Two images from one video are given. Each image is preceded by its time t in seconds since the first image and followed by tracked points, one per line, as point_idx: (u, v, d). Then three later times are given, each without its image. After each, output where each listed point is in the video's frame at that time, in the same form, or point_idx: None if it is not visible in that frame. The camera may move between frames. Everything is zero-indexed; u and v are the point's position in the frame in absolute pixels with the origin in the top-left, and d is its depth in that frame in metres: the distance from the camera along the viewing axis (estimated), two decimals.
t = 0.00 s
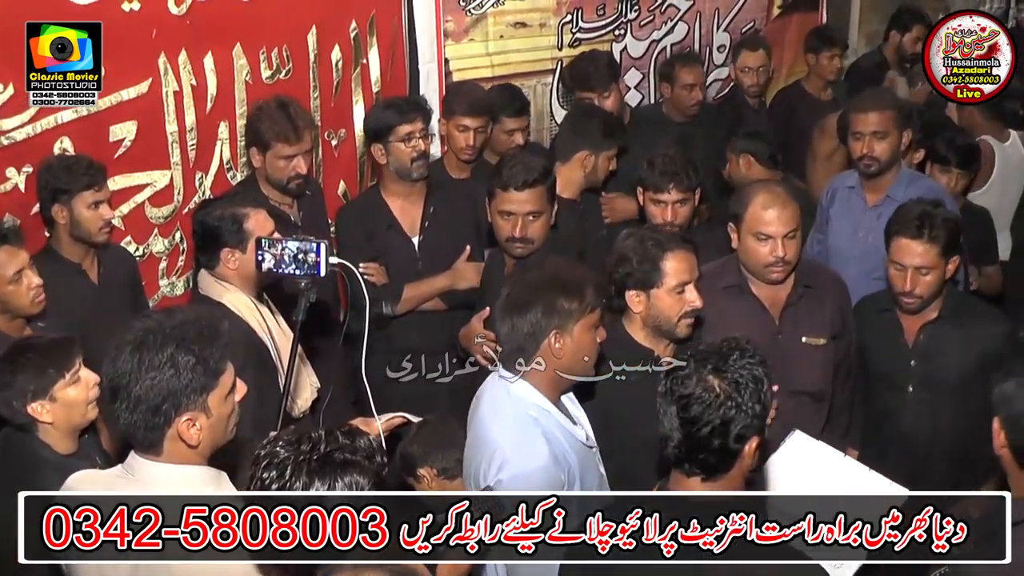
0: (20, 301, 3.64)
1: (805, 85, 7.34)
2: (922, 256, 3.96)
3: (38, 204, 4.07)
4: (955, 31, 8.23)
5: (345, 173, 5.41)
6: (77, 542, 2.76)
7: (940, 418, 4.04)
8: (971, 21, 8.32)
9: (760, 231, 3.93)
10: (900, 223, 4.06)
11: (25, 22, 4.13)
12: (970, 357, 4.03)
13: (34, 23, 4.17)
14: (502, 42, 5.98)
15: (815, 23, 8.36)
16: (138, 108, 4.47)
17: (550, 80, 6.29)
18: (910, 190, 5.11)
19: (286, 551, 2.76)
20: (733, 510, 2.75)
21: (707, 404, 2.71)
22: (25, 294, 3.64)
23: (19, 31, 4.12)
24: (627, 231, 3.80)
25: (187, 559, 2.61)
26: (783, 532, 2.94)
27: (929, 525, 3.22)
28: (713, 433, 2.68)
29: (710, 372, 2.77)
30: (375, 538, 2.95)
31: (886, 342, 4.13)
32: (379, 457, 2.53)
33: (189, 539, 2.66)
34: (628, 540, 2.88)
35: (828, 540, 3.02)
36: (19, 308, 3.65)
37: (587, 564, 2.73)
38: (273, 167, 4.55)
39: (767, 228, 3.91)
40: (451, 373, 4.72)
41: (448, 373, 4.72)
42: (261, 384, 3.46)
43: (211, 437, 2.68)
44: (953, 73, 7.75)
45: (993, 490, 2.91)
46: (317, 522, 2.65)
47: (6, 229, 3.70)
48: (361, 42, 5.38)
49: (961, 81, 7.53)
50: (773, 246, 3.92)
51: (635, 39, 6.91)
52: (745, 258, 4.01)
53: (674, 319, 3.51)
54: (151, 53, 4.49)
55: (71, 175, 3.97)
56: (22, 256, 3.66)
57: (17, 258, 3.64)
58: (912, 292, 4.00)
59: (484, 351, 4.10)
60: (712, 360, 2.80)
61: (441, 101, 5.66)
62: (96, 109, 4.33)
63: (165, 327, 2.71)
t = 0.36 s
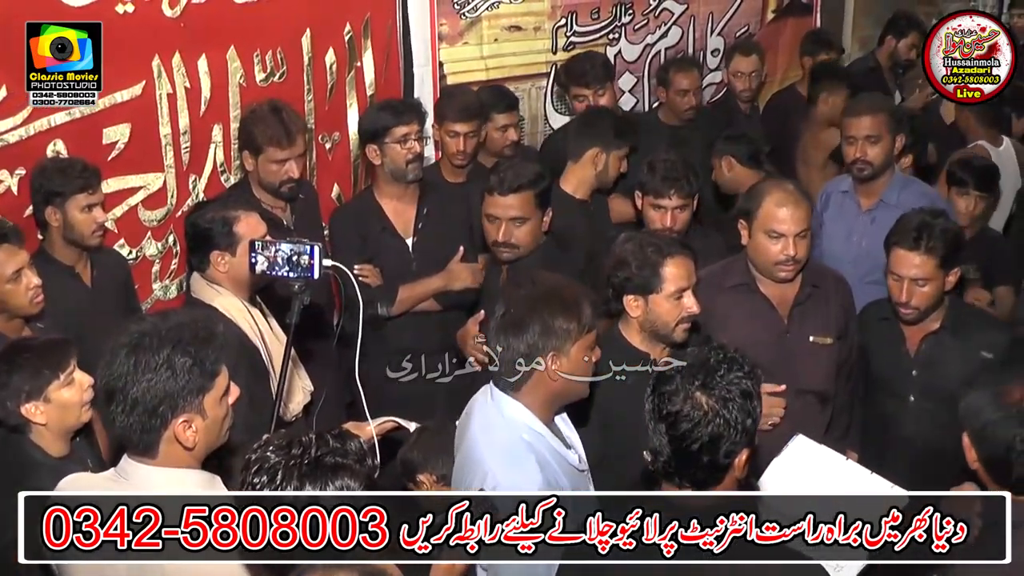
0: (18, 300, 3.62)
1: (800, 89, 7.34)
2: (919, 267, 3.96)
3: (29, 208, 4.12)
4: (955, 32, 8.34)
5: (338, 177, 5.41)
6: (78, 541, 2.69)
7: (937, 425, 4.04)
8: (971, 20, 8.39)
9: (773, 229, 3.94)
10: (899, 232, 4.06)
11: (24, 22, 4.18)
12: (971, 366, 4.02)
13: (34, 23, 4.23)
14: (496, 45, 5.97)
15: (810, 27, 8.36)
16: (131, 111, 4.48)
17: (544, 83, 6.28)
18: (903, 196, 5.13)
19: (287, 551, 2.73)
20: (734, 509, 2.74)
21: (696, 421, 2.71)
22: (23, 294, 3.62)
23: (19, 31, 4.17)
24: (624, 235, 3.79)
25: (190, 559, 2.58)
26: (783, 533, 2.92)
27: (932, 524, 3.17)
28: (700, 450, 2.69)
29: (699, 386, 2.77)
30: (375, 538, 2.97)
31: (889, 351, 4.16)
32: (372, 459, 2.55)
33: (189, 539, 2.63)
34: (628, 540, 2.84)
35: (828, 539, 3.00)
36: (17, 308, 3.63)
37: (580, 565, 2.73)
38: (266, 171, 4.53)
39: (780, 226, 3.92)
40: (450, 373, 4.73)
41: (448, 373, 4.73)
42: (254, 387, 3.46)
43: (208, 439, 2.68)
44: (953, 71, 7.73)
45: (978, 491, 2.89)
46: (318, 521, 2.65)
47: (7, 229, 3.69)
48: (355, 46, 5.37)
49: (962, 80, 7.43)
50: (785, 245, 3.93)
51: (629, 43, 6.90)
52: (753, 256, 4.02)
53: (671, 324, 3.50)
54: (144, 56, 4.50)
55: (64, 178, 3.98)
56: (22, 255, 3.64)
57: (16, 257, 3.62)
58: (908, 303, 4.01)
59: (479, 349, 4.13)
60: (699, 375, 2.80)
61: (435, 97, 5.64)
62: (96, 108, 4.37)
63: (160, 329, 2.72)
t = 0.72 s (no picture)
0: (29, 292, 3.66)
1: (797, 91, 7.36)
2: (950, 281, 3.96)
3: (27, 207, 4.14)
4: (955, 32, 8.41)
5: (335, 178, 5.42)
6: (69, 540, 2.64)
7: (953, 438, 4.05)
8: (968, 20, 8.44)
9: (783, 235, 3.94)
10: (933, 244, 4.06)
11: (25, 22, 4.18)
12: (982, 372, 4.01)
13: (34, 23, 4.22)
14: (493, 47, 5.97)
15: (807, 30, 8.38)
16: (129, 112, 4.49)
17: (541, 85, 6.29)
18: (903, 199, 5.12)
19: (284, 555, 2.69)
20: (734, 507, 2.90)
21: (721, 426, 2.49)
22: (34, 286, 3.66)
23: (19, 31, 4.18)
24: (619, 238, 3.80)
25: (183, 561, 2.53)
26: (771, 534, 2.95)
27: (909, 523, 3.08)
28: (726, 458, 2.46)
29: (720, 394, 2.54)
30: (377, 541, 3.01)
31: (915, 363, 4.14)
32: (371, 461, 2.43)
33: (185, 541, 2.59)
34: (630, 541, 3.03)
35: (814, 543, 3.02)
36: (27, 302, 3.67)
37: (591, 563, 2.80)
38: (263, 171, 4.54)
39: (791, 232, 3.92)
40: (450, 373, 4.79)
41: (448, 373, 4.78)
42: (248, 386, 3.47)
43: (206, 437, 2.67)
44: (952, 72, 7.76)
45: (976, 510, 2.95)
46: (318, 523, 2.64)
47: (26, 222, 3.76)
48: (352, 47, 5.37)
49: (960, 80, 7.47)
50: (795, 250, 3.94)
51: (626, 45, 6.91)
52: (763, 262, 4.03)
53: (667, 327, 3.51)
54: (141, 57, 4.51)
55: (61, 179, 3.99)
56: (38, 249, 3.71)
57: (33, 248, 3.68)
58: (936, 317, 4.01)
59: (478, 348, 4.17)
60: (719, 385, 2.56)
61: (431, 101, 5.65)
62: (96, 109, 4.39)
63: (152, 331, 2.70)
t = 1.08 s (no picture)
0: (43, 285, 3.68)
1: (800, 92, 7.37)
2: (972, 289, 3.85)
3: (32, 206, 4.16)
4: (954, 32, 8.40)
5: (337, 179, 5.44)
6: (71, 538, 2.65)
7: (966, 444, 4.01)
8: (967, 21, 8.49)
9: (797, 241, 3.96)
10: (959, 250, 3.94)
11: (24, 21, 4.19)
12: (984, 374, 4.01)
13: (34, 24, 4.23)
14: (496, 48, 5.98)
15: (811, 31, 8.39)
16: (133, 112, 4.52)
17: (543, 86, 6.31)
18: (906, 201, 5.14)
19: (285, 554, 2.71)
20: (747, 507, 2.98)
21: (753, 424, 2.48)
22: (50, 279, 3.68)
23: (18, 33, 4.18)
24: (618, 240, 3.82)
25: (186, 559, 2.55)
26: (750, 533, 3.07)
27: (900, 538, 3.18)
28: (758, 456, 2.46)
29: (747, 392, 2.54)
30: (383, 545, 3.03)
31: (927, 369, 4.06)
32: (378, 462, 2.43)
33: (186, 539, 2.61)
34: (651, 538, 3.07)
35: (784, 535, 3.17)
36: (40, 294, 3.69)
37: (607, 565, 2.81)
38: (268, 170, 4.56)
39: (805, 238, 3.94)
40: (450, 373, 4.82)
41: (448, 373, 4.82)
42: (245, 385, 3.50)
43: (208, 433, 2.70)
44: (953, 72, 7.80)
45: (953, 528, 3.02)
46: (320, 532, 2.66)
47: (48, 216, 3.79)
48: (355, 48, 5.40)
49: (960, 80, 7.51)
50: (810, 256, 3.96)
51: (629, 46, 6.92)
52: (778, 266, 4.05)
53: (666, 328, 3.53)
54: (144, 57, 4.54)
55: (65, 178, 4.01)
56: (57, 242, 3.74)
57: (50, 241, 3.70)
58: (954, 324, 3.91)
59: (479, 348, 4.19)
60: (747, 380, 2.56)
61: (434, 92, 5.67)
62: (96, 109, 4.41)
63: (149, 331, 2.72)
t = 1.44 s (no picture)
0: (57, 283, 3.67)
1: (806, 95, 7.37)
2: (958, 270, 3.94)
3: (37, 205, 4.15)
4: (954, 32, 8.39)
5: (344, 179, 5.44)
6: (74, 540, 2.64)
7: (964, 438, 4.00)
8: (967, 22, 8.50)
9: (807, 245, 3.95)
10: (943, 235, 4.05)
11: (24, 22, 4.17)
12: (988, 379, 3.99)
13: (34, 23, 4.22)
14: (503, 49, 5.98)
15: (817, 34, 8.39)
16: (139, 112, 4.52)
17: (550, 87, 6.31)
18: (912, 204, 5.14)
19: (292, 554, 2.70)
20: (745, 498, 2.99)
21: (788, 423, 2.47)
22: (62, 277, 3.67)
23: (19, 32, 4.16)
24: (623, 242, 3.81)
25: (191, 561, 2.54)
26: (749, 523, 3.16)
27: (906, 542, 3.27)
28: (792, 455, 2.45)
29: (778, 390, 2.53)
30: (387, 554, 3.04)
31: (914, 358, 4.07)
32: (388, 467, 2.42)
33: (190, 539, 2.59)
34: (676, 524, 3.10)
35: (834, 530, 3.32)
36: (53, 291, 3.68)
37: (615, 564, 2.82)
38: (274, 170, 4.55)
39: (814, 242, 3.93)
40: (450, 373, 4.82)
41: (448, 373, 4.82)
42: (248, 384, 3.49)
43: (213, 429, 2.69)
44: (954, 73, 7.80)
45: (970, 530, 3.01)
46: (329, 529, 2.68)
47: (64, 214, 3.79)
48: (361, 48, 5.39)
49: (961, 82, 7.53)
50: (819, 260, 3.95)
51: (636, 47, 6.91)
52: (788, 269, 4.05)
53: (670, 332, 3.50)
54: (150, 57, 4.53)
55: (71, 177, 4.00)
56: (74, 241, 3.72)
57: (68, 240, 3.70)
58: (941, 306, 3.97)
59: (483, 349, 4.17)
60: (778, 378, 2.56)
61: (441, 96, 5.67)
62: (96, 110, 4.38)
63: (154, 330, 2.70)
